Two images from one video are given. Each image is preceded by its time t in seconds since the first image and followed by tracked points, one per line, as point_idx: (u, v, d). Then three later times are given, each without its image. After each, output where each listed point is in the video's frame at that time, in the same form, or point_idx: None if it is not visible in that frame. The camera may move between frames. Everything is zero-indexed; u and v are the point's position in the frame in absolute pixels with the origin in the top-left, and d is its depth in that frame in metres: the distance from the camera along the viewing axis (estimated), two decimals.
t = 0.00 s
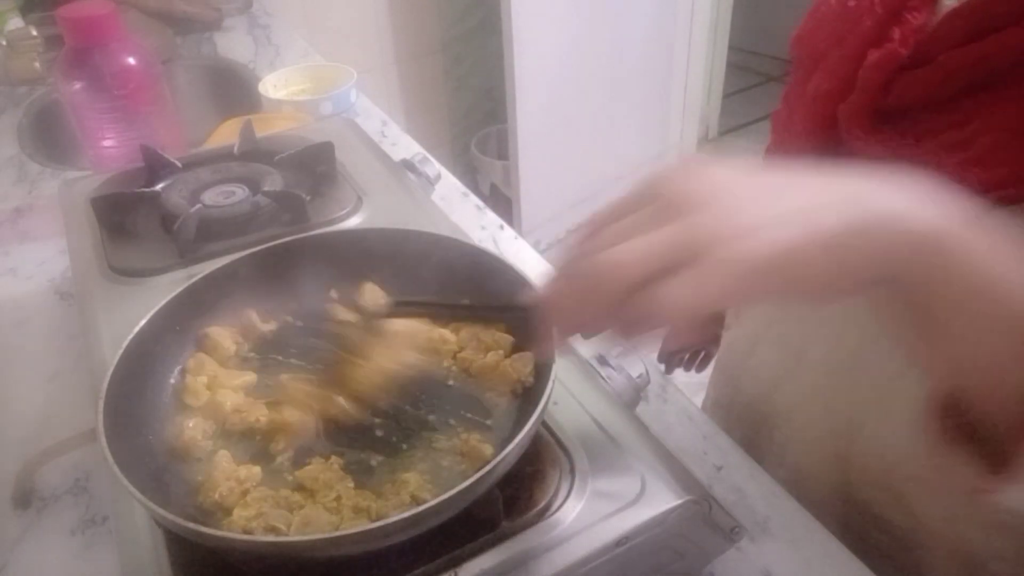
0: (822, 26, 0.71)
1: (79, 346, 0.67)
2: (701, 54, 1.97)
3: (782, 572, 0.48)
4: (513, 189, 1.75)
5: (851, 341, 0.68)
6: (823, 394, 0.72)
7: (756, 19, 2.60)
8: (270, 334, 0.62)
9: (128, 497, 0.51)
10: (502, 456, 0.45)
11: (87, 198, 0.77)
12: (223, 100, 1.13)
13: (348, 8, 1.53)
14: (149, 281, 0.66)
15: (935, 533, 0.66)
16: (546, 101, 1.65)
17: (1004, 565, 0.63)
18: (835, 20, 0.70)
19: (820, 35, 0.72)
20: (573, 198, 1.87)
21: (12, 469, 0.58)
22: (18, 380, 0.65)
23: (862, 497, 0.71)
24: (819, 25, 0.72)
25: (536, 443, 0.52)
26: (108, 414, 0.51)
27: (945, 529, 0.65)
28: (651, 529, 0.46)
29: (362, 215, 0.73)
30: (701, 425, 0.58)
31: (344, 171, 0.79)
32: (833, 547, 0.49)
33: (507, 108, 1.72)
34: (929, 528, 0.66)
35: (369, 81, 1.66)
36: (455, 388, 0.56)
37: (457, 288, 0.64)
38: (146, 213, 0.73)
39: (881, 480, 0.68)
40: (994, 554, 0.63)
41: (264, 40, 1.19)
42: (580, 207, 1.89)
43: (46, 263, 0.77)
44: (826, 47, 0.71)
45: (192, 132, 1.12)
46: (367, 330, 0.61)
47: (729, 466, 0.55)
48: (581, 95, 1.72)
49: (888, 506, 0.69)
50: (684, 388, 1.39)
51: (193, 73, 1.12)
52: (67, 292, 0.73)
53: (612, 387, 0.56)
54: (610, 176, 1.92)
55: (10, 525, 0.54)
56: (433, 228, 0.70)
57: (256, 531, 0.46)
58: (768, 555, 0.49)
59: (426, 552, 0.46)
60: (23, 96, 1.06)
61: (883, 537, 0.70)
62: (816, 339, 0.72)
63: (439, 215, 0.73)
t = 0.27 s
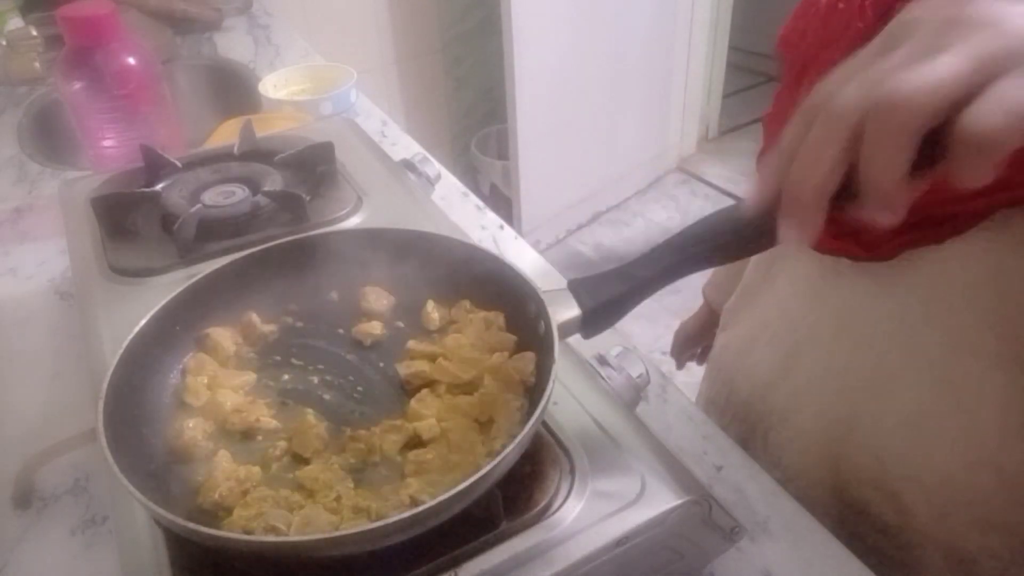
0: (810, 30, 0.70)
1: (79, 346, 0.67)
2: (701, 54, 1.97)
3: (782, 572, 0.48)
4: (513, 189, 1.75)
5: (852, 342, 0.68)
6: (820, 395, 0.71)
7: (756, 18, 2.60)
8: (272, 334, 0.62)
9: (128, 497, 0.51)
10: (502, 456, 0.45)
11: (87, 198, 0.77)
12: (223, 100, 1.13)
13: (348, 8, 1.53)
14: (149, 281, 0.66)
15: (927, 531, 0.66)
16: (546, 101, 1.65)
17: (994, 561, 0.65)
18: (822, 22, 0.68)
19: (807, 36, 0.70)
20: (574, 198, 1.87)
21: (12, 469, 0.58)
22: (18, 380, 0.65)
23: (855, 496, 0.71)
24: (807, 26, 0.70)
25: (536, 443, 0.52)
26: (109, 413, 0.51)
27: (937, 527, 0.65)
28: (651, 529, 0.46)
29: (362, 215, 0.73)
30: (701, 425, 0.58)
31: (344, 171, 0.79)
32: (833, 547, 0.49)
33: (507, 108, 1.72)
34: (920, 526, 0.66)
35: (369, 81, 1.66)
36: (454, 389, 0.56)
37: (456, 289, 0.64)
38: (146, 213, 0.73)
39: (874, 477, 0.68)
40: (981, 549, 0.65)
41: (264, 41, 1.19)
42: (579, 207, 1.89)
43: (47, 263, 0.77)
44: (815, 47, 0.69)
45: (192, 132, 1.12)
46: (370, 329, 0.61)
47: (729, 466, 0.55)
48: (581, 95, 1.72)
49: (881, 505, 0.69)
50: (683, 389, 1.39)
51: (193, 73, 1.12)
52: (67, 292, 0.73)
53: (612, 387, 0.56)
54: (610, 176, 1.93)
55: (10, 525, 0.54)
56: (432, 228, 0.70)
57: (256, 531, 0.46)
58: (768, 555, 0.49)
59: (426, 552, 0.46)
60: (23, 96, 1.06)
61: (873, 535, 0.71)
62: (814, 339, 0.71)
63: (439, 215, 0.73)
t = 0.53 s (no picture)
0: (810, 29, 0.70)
1: (80, 346, 0.67)
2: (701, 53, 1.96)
3: (782, 572, 0.48)
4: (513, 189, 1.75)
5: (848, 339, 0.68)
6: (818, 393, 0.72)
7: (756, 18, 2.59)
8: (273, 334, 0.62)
9: (128, 497, 0.51)
10: (502, 456, 0.45)
11: (87, 198, 0.77)
12: (223, 100, 1.13)
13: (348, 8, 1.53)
14: (149, 281, 0.66)
15: (930, 530, 0.67)
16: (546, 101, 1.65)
17: (999, 558, 0.65)
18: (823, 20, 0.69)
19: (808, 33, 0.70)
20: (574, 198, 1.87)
21: (12, 469, 0.58)
22: (18, 380, 0.65)
23: (859, 498, 0.71)
24: (807, 26, 0.70)
25: (536, 443, 0.52)
26: (109, 413, 0.51)
27: (942, 525, 0.66)
28: (651, 528, 0.46)
29: (362, 215, 0.73)
30: (702, 425, 0.58)
31: (344, 171, 0.79)
32: (833, 547, 0.49)
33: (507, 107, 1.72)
34: (926, 526, 0.67)
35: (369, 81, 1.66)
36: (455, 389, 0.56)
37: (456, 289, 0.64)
38: (146, 213, 0.73)
39: (876, 476, 0.69)
40: (986, 547, 0.65)
41: (264, 40, 1.19)
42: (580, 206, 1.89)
43: (47, 263, 0.77)
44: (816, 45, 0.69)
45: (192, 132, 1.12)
46: (371, 330, 0.61)
47: (729, 466, 0.55)
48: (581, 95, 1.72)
49: (883, 505, 0.69)
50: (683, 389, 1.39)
51: (193, 73, 1.12)
52: (67, 292, 0.73)
53: (612, 386, 0.56)
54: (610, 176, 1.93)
55: (10, 525, 0.54)
56: (432, 228, 0.70)
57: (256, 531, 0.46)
58: (768, 554, 0.49)
59: (426, 552, 0.46)
60: (23, 96, 1.06)
61: (878, 536, 0.71)
62: (811, 341, 0.72)
63: (440, 215, 0.73)
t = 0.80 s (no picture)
0: None
1: (80, 346, 0.67)
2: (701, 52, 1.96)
3: (782, 572, 0.48)
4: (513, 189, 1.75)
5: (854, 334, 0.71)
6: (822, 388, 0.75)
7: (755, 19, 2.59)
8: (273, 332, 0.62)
9: (128, 497, 0.51)
10: (502, 456, 0.45)
11: (87, 198, 0.77)
12: (223, 99, 1.13)
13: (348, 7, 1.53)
14: (149, 280, 0.66)
15: (937, 529, 0.69)
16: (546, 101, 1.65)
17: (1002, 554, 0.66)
18: None
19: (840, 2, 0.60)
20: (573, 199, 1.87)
21: (13, 469, 0.58)
22: (18, 380, 0.65)
23: (868, 495, 0.73)
24: None
25: (536, 442, 0.52)
26: (110, 413, 0.51)
27: (947, 525, 0.68)
28: (651, 528, 0.46)
29: (361, 216, 0.73)
30: (702, 425, 0.58)
31: (344, 171, 0.79)
32: (833, 546, 0.50)
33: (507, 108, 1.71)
34: (935, 523, 0.69)
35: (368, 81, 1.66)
36: (453, 389, 0.56)
37: (456, 289, 0.64)
38: (146, 213, 0.73)
39: (883, 472, 0.71)
40: (990, 549, 0.66)
41: (264, 40, 1.19)
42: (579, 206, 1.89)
43: (47, 263, 0.77)
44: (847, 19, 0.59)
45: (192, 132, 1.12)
46: (371, 332, 0.61)
47: (729, 466, 0.55)
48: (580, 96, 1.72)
49: (888, 500, 0.72)
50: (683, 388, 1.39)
51: (193, 72, 1.12)
52: (67, 292, 0.73)
53: (613, 386, 0.56)
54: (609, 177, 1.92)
55: (10, 525, 0.54)
56: (433, 228, 0.70)
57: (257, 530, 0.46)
58: (768, 554, 0.49)
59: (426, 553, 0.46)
60: (23, 96, 1.06)
61: (889, 529, 0.74)
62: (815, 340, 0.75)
63: (440, 215, 0.73)
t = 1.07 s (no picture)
0: None
1: (80, 346, 0.67)
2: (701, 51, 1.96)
3: (782, 572, 0.48)
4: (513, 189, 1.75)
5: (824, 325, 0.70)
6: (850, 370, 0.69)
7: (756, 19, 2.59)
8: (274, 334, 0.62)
9: (128, 497, 0.51)
10: (502, 457, 0.45)
11: (87, 198, 0.77)
12: (223, 99, 1.13)
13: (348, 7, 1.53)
14: (150, 280, 0.66)
15: (938, 488, 0.68)
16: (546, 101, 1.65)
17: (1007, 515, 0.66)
18: None
19: None
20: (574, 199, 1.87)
21: (12, 469, 0.58)
22: (18, 380, 0.65)
23: (873, 468, 0.72)
24: None
25: (537, 442, 0.52)
26: (110, 413, 0.51)
27: (949, 485, 0.67)
28: (651, 528, 0.46)
29: (361, 216, 0.72)
30: (702, 425, 0.58)
31: (344, 171, 0.79)
32: (833, 546, 0.49)
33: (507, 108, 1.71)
34: (937, 486, 0.68)
35: (368, 81, 1.66)
36: (454, 390, 0.56)
37: (456, 289, 0.64)
38: (146, 213, 0.73)
39: (886, 440, 0.70)
40: (998, 506, 0.66)
41: (264, 40, 1.19)
42: (580, 206, 1.89)
43: (46, 263, 0.77)
44: None
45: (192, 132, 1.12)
46: (374, 332, 0.61)
47: (729, 466, 0.55)
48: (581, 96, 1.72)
49: (896, 466, 0.70)
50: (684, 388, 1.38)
51: (193, 72, 1.12)
52: (66, 292, 0.73)
53: (613, 386, 0.56)
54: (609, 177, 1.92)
55: (10, 525, 0.54)
56: (434, 228, 0.70)
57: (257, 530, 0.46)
58: (769, 554, 0.49)
59: (426, 553, 0.46)
60: (23, 96, 1.06)
61: (893, 499, 0.72)
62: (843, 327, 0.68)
63: (439, 216, 0.73)
